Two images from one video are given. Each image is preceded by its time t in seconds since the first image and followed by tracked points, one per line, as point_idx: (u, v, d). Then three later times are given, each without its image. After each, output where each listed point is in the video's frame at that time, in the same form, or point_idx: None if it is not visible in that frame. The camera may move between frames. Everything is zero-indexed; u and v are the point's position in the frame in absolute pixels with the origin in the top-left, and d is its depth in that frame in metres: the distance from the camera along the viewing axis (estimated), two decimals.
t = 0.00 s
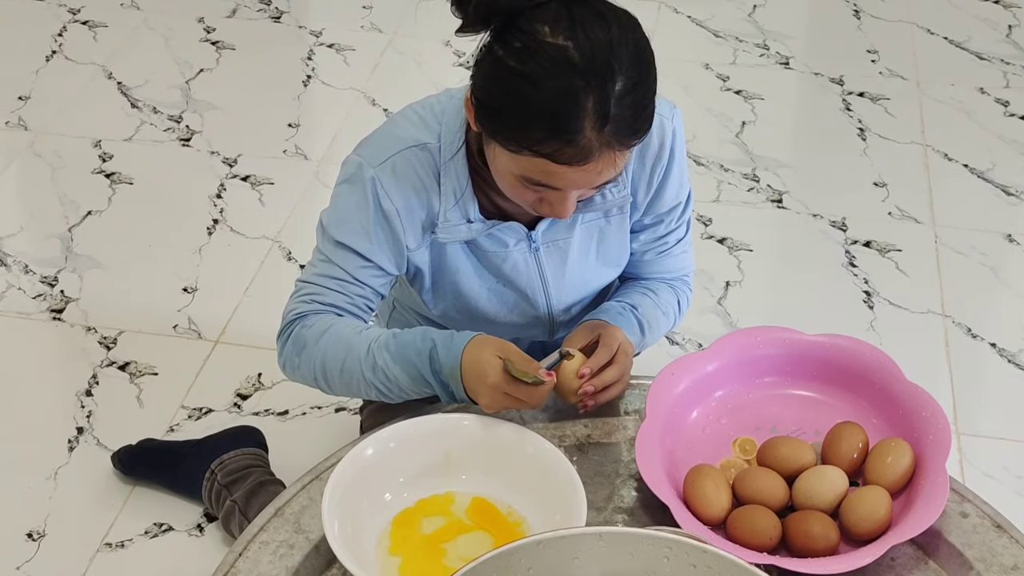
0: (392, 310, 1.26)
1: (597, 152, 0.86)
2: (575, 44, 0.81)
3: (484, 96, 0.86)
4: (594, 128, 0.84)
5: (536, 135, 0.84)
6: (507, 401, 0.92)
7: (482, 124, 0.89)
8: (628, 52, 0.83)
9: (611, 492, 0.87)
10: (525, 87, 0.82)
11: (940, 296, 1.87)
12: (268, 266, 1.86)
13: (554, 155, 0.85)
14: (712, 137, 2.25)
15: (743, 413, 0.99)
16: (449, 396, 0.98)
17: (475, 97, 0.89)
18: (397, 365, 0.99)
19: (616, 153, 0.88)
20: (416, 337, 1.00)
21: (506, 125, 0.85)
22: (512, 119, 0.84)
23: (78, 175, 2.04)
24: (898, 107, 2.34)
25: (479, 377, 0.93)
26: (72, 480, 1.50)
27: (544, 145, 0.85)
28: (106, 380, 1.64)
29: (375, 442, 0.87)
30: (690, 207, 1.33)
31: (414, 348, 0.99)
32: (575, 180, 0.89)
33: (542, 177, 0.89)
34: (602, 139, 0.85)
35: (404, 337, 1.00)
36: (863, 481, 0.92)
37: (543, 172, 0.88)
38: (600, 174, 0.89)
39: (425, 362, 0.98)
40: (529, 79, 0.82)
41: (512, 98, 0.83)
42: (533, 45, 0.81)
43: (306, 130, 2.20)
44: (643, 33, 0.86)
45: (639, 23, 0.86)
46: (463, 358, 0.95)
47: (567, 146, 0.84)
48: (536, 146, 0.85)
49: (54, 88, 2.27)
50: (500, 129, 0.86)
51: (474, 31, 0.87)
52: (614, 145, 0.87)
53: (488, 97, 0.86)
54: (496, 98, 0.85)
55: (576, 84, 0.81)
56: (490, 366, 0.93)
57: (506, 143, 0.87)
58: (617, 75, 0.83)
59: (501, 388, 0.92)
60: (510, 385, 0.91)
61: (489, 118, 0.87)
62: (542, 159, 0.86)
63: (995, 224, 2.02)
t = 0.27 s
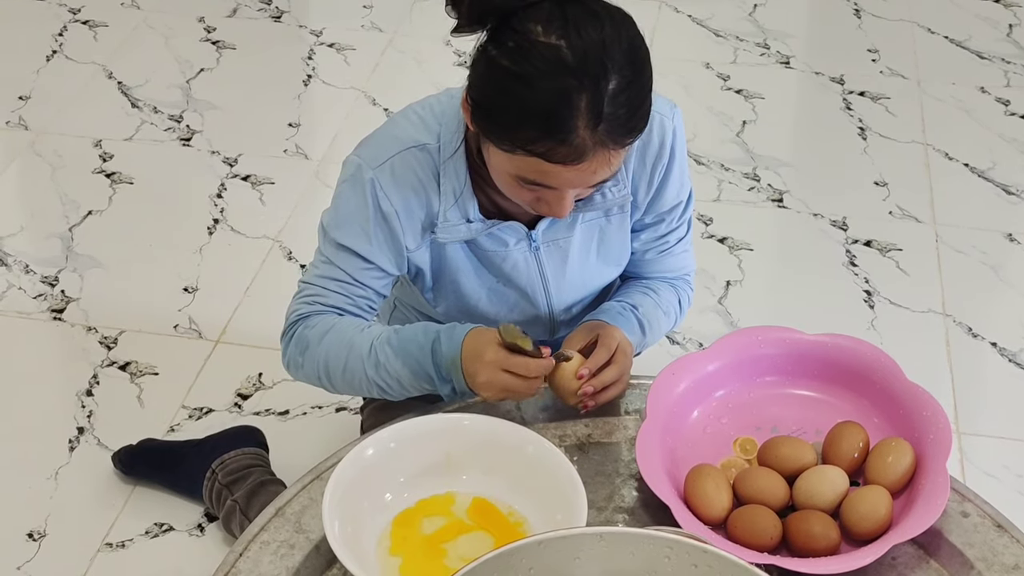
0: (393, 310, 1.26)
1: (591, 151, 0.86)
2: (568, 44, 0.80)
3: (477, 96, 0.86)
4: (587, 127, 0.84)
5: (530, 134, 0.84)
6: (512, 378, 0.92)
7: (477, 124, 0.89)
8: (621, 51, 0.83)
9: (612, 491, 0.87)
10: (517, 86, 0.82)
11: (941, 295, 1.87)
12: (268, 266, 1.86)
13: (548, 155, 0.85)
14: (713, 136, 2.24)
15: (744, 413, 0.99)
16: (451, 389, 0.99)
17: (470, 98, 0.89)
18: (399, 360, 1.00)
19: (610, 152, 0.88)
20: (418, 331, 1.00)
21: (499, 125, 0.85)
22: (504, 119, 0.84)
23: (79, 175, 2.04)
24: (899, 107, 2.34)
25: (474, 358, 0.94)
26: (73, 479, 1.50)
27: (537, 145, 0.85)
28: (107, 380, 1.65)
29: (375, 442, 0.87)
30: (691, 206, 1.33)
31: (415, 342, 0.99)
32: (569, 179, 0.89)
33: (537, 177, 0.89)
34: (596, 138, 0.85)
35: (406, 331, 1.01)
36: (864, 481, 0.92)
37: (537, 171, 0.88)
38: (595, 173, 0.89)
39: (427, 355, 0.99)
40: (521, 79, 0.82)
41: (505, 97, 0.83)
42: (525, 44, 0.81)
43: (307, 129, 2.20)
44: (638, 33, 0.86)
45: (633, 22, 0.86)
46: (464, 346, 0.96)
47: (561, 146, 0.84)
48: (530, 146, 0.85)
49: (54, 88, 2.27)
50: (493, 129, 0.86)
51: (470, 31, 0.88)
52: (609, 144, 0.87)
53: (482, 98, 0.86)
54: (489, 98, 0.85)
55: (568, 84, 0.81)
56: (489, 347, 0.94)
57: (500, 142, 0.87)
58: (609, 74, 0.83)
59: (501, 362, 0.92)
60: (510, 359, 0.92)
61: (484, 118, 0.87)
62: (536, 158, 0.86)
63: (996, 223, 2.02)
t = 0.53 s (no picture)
0: (392, 309, 1.26)
1: (586, 147, 0.85)
2: (561, 39, 0.80)
3: (472, 93, 0.87)
4: (582, 122, 0.83)
5: (524, 130, 0.84)
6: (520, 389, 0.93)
7: (473, 120, 0.89)
8: (615, 46, 0.83)
9: (612, 490, 0.87)
10: (511, 82, 0.82)
11: (942, 294, 1.86)
12: (268, 265, 1.86)
13: (542, 150, 0.85)
14: (713, 135, 2.24)
15: (744, 411, 0.99)
16: (452, 392, 0.99)
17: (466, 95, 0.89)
18: (400, 361, 0.99)
19: (606, 148, 0.87)
20: (419, 333, 1.00)
21: (494, 121, 0.85)
22: (499, 115, 0.84)
23: (78, 174, 2.04)
24: (899, 105, 2.34)
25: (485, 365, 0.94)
26: (72, 478, 1.50)
27: (531, 140, 0.84)
28: (107, 379, 1.64)
29: (375, 441, 0.87)
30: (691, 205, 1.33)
31: (417, 343, 0.99)
32: (566, 175, 0.88)
33: (533, 173, 0.89)
34: (591, 134, 0.85)
35: (407, 333, 1.01)
36: (864, 480, 0.92)
37: (533, 168, 0.88)
38: (591, 169, 0.88)
39: (429, 356, 0.98)
40: (515, 75, 0.82)
41: (499, 94, 0.83)
42: (518, 40, 0.81)
43: (306, 128, 2.20)
44: (633, 28, 0.85)
45: (628, 17, 0.85)
46: (468, 350, 0.96)
47: (555, 141, 0.84)
48: (524, 141, 0.85)
49: (54, 87, 2.27)
50: (488, 125, 0.86)
51: (465, 29, 0.88)
52: (604, 139, 0.86)
53: (477, 94, 0.86)
54: (483, 94, 0.85)
55: (561, 79, 0.81)
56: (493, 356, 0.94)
57: (496, 138, 0.87)
58: (603, 69, 0.82)
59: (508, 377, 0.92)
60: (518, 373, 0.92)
61: (479, 114, 0.87)
62: (531, 154, 0.86)
63: (996, 222, 2.02)
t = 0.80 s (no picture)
0: (395, 308, 1.26)
1: (586, 145, 0.86)
2: (559, 37, 0.81)
3: (471, 93, 0.87)
4: (581, 120, 0.83)
5: (523, 128, 0.84)
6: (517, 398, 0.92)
7: (473, 120, 0.89)
8: (614, 43, 0.83)
9: (614, 488, 0.87)
10: (510, 81, 0.82)
11: (943, 292, 1.86)
12: (270, 263, 1.87)
13: (542, 149, 0.85)
14: (714, 134, 2.24)
15: (746, 409, 0.99)
16: (452, 395, 0.99)
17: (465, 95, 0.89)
18: (399, 364, 1.00)
19: (606, 146, 0.87)
20: (418, 336, 1.00)
21: (493, 120, 0.85)
22: (498, 114, 0.85)
23: (80, 173, 2.04)
24: (900, 104, 2.34)
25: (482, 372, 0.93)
26: (75, 477, 1.50)
27: (530, 139, 0.85)
28: (109, 378, 1.65)
29: (377, 439, 0.87)
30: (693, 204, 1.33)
31: (416, 347, 0.99)
32: (566, 173, 0.88)
33: (533, 172, 0.89)
34: (590, 131, 0.85)
35: (407, 336, 1.01)
36: (866, 478, 0.92)
37: (533, 166, 0.88)
38: (591, 167, 0.89)
39: (428, 362, 0.98)
40: (513, 73, 0.82)
41: (498, 93, 0.84)
42: (516, 39, 0.81)
43: (308, 127, 2.20)
44: (631, 25, 0.86)
45: (626, 15, 0.86)
46: (466, 357, 0.95)
47: (555, 139, 0.84)
48: (524, 139, 0.85)
49: (56, 86, 2.27)
50: (488, 124, 0.86)
51: (464, 29, 0.88)
52: (604, 137, 0.86)
53: (476, 93, 0.86)
54: (483, 94, 0.85)
55: (560, 77, 0.81)
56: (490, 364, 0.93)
57: (495, 138, 0.87)
58: (602, 67, 0.82)
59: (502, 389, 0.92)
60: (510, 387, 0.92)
61: (478, 113, 0.87)
62: (531, 153, 0.86)
63: (997, 220, 2.02)
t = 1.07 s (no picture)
0: (395, 307, 1.26)
1: (584, 141, 0.86)
2: (556, 35, 0.81)
3: (469, 91, 0.87)
4: (579, 117, 0.83)
5: (521, 126, 0.84)
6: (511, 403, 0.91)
7: (471, 119, 0.89)
8: (611, 40, 0.83)
9: (615, 487, 0.87)
10: (507, 79, 0.82)
11: (944, 291, 1.86)
12: (271, 262, 1.87)
13: (540, 146, 0.85)
14: (715, 133, 2.24)
15: (746, 408, 0.99)
16: (452, 396, 0.99)
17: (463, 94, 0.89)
18: (399, 366, 0.99)
19: (604, 142, 0.88)
20: (417, 338, 1.00)
21: (491, 119, 0.85)
22: (495, 113, 0.85)
23: (81, 172, 2.04)
24: (901, 103, 2.34)
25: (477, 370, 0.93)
26: (75, 476, 1.50)
27: (528, 136, 0.85)
28: (110, 377, 1.65)
29: (378, 438, 0.87)
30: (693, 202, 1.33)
31: (415, 348, 0.99)
32: (565, 170, 0.88)
33: (532, 170, 0.89)
34: (588, 128, 0.85)
35: (406, 337, 1.00)
36: (867, 477, 0.92)
37: (532, 164, 0.88)
38: (589, 164, 0.89)
39: (427, 363, 0.98)
40: (510, 71, 0.82)
41: (495, 91, 0.84)
42: (513, 37, 0.81)
43: (308, 126, 2.20)
44: (628, 22, 0.85)
45: (623, 11, 0.85)
46: (464, 360, 0.95)
47: (553, 136, 0.84)
48: (522, 137, 0.85)
49: (57, 85, 2.27)
50: (486, 123, 0.87)
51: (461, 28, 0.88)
52: (602, 134, 0.86)
53: (473, 92, 0.86)
54: (480, 93, 0.85)
55: (557, 75, 0.81)
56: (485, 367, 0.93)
57: (493, 136, 0.87)
58: (599, 64, 0.82)
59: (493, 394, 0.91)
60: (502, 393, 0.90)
61: (476, 112, 0.87)
62: (529, 150, 0.86)
63: (997, 219, 2.02)
